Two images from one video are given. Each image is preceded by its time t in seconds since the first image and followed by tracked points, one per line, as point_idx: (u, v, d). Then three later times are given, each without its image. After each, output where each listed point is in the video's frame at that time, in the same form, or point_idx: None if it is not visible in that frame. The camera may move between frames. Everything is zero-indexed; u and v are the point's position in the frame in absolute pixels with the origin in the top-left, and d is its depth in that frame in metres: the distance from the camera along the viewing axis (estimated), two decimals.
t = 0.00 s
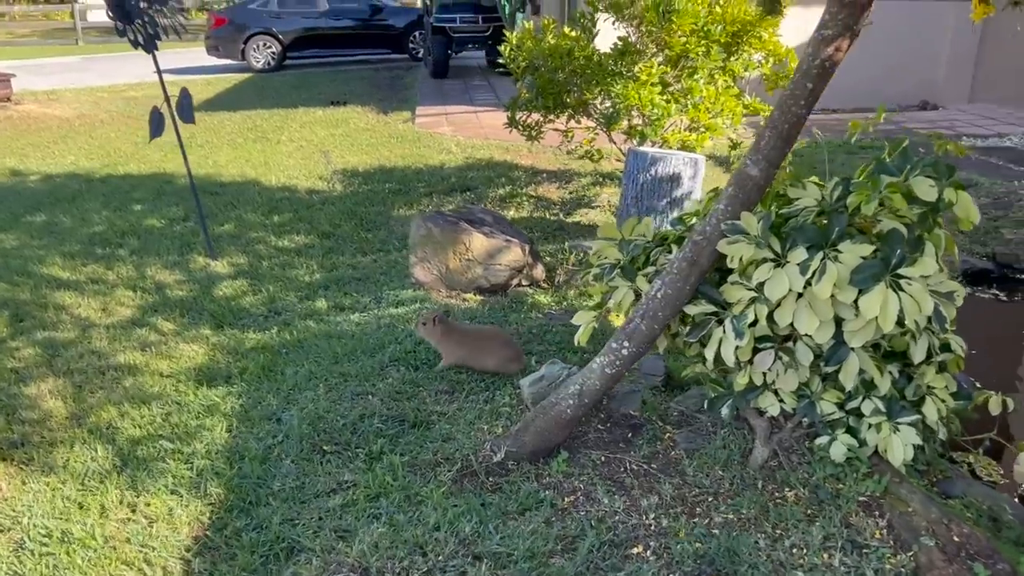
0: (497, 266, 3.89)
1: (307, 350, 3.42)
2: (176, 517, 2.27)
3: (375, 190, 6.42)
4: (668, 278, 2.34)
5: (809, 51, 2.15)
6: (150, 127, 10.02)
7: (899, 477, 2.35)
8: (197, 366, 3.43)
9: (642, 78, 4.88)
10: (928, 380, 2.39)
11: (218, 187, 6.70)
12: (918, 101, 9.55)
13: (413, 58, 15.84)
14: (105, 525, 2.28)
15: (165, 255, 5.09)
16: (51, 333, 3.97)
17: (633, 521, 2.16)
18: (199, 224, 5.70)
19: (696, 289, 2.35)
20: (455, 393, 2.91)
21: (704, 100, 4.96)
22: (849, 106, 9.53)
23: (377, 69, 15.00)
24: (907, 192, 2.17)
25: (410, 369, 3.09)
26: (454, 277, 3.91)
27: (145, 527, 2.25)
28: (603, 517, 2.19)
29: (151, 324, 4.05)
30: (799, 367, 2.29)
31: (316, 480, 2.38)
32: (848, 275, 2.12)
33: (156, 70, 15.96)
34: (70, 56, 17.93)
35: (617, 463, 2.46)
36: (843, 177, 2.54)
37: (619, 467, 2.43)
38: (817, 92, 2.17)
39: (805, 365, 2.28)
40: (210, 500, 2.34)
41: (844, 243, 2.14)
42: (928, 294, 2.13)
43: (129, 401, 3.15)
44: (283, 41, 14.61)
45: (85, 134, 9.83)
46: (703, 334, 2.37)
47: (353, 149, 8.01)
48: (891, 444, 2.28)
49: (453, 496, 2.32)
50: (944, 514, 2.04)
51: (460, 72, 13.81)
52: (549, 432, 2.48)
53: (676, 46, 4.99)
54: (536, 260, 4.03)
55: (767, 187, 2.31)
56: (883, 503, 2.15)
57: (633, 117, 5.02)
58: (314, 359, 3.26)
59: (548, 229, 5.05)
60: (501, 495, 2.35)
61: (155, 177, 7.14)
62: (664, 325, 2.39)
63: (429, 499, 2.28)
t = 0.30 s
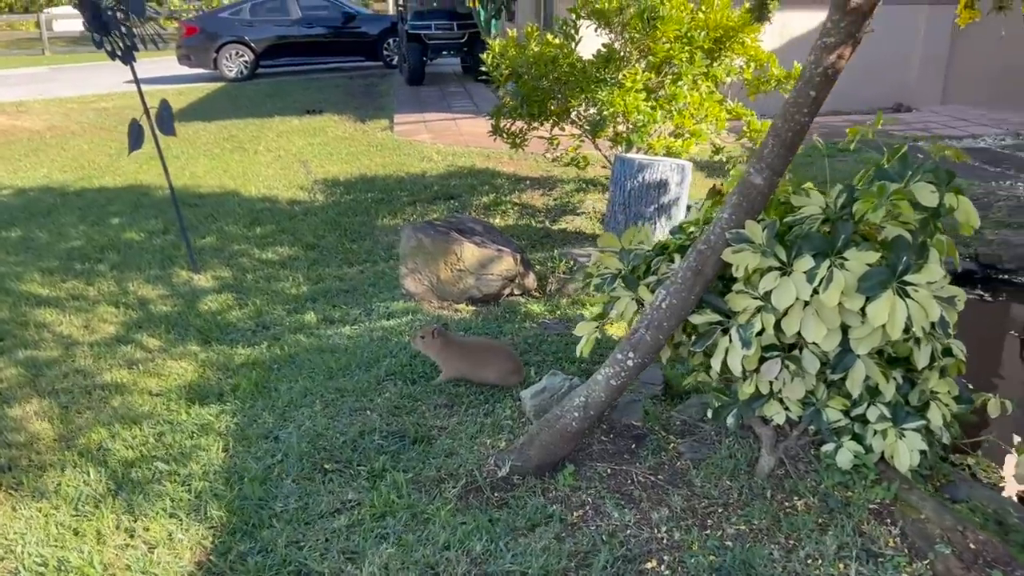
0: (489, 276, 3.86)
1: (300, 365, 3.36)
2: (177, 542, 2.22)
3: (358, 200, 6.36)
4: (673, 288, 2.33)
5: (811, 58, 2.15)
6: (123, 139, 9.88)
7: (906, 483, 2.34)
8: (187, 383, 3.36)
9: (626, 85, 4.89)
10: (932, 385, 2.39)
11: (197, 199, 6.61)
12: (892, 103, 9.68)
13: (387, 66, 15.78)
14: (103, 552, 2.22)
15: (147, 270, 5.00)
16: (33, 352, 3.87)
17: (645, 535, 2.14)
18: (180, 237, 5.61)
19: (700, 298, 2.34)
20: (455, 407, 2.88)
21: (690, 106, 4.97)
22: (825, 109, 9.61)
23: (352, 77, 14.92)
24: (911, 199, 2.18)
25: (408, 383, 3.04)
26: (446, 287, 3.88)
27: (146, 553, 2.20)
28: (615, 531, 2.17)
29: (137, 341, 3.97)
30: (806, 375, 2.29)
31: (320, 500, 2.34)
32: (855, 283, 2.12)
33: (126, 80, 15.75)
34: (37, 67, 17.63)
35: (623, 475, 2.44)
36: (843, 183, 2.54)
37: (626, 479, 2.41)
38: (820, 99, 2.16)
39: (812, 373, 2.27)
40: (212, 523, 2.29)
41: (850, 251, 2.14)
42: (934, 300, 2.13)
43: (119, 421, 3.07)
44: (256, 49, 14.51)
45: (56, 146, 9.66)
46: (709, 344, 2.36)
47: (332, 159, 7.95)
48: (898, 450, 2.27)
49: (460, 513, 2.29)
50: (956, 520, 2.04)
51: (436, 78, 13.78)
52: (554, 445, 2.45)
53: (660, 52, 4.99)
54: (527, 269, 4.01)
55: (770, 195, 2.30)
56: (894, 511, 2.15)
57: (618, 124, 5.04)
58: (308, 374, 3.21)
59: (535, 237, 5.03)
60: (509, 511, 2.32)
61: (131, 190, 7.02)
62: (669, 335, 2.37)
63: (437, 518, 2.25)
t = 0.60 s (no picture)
0: (484, 279, 3.81)
1: (295, 371, 3.29)
2: (180, 556, 2.16)
3: (344, 205, 6.29)
4: (683, 287, 2.29)
5: (821, 53, 2.12)
6: (101, 146, 9.73)
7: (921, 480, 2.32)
8: (179, 393, 3.28)
9: (616, 85, 4.85)
10: (944, 382, 2.37)
11: (180, 205, 6.50)
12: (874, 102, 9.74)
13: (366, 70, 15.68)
14: (102, 567, 2.15)
15: (132, 278, 4.90)
16: (17, 363, 3.78)
17: (661, 539, 2.10)
18: (164, 244, 5.52)
19: (711, 297, 2.30)
20: (457, 412, 2.82)
21: (680, 106, 4.95)
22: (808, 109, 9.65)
23: (331, 82, 14.81)
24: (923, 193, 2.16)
25: (408, 388, 2.99)
26: (441, 290, 3.82)
27: (147, 568, 2.13)
28: (630, 536, 2.13)
29: (125, 350, 3.88)
30: (819, 373, 2.26)
31: (325, 510, 2.28)
32: (869, 279, 2.09)
33: (101, 87, 15.55)
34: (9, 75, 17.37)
35: (634, 478, 2.40)
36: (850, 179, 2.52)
37: (637, 483, 2.37)
38: (830, 94, 2.14)
39: (825, 371, 2.24)
40: (214, 536, 2.22)
41: (864, 247, 2.11)
42: (949, 295, 2.10)
43: (110, 433, 3.00)
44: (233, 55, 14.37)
45: (32, 154, 9.50)
46: (721, 343, 2.32)
47: (316, 163, 7.86)
48: (912, 447, 2.24)
49: (469, 521, 2.24)
50: (977, 518, 2.02)
51: (416, 82, 13.70)
52: (563, 449, 2.40)
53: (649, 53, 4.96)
54: (523, 271, 3.96)
55: (780, 191, 2.27)
56: (911, 510, 2.13)
57: (609, 125, 5.00)
58: (305, 382, 3.14)
59: (526, 239, 4.98)
60: (519, 517, 2.27)
61: (111, 197, 6.90)
62: (679, 335, 2.33)
63: (447, 526, 2.20)
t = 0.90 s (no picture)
0: (486, 282, 3.73)
1: (295, 380, 3.19)
2: None
3: (335, 209, 6.18)
4: (704, 289, 2.22)
5: (847, 45, 2.06)
6: (82, 152, 9.56)
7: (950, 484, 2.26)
8: (175, 404, 3.17)
9: (613, 84, 4.77)
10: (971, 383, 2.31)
11: (166, 211, 6.37)
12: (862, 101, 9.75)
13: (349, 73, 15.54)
14: None
15: (119, 286, 4.77)
16: (3, 376, 3.65)
17: (690, 552, 2.03)
18: (151, 251, 5.39)
19: (733, 298, 2.23)
20: (466, 420, 2.73)
21: (678, 106, 4.89)
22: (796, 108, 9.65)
23: (314, 85, 14.67)
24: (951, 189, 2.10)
25: (414, 396, 2.89)
26: (441, 295, 3.73)
27: None
28: (656, 548, 2.06)
29: (115, 360, 3.76)
30: (846, 376, 2.19)
31: (336, 527, 2.19)
32: (899, 278, 2.02)
33: (79, 92, 15.31)
34: None
35: (655, 487, 2.32)
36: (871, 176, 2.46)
37: (659, 492, 2.29)
38: (856, 88, 2.07)
39: (852, 373, 2.18)
40: (221, 556, 2.13)
41: (893, 245, 2.05)
42: (981, 294, 2.04)
43: (104, 447, 2.88)
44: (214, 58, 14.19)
45: (11, 160, 9.31)
46: (744, 346, 2.25)
47: (304, 167, 7.74)
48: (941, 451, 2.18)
49: (488, 535, 2.15)
50: (1017, 524, 1.97)
51: (401, 85, 13.59)
52: (581, 458, 2.32)
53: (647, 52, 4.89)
54: (524, 274, 3.87)
55: (803, 189, 2.21)
56: (944, 515, 2.08)
57: (607, 125, 4.93)
58: (306, 391, 3.04)
59: (522, 241, 4.88)
60: (539, 529, 2.18)
61: (94, 204, 6.75)
62: (700, 338, 2.25)
63: (465, 541, 2.11)
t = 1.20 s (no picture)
0: (488, 284, 3.65)
1: (295, 387, 3.09)
2: None
3: (326, 211, 6.08)
4: (727, 289, 2.14)
5: (874, 36, 1.99)
6: (66, 156, 9.40)
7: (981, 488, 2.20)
8: (171, 413, 3.06)
9: (611, 83, 4.71)
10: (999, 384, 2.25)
11: (153, 215, 6.24)
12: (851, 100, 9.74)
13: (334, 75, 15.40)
14: None
15: (108, 292, 4.65)
16: None
17: (719, 562, 1.97)
18: (140, 255, 5.26)
19: (756, 298, 2.16)
20: (476, 427, 2.65)
21: (677, 104, 4.82)
22: (786, 106, 9.61)
23: (300, 87, 14.53)
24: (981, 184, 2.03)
25: (420, 403, 2.80)
26: (442, 298, 3.64)
27: None
28: (683, 559, 1.99)
29: (107, 368, 3.64)
30: (874, 378, 2.12)
31: (348, 541, 2.10)
32: (931, 275, 1.96)
33: (60, 95, 15.09)
34: None
35: (677, 494, 2.24)
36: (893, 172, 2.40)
37: (681, 499, 2.22)
38: (884, 80, 2.01)
39: (880, 375, 2.11)
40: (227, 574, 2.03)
41: (924, 242, 1.98)
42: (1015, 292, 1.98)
43: (98, 459, 2.77)
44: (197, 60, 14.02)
45: None
46: (768, 348, 2.17)
47: (293, 169, 7.63)
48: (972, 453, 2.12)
49: (506, 547, 2.07)
50: None
51: (387, 86, 13.49)
52: (600, 465, 2.24)
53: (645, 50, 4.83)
54: (526, 276, 3.79)
55: (828, 184, 2.14)
56: (981, 521, 2.04)
57: (607, 123, 4.86)
58: (307, 399, 2.94)
59: (520, 241, 4.79)
60: (559, 540, 2.10)
61: (79, 208, 6.61)
62: (722, 340, 2.18)
63: (483, 554, 2.03)
